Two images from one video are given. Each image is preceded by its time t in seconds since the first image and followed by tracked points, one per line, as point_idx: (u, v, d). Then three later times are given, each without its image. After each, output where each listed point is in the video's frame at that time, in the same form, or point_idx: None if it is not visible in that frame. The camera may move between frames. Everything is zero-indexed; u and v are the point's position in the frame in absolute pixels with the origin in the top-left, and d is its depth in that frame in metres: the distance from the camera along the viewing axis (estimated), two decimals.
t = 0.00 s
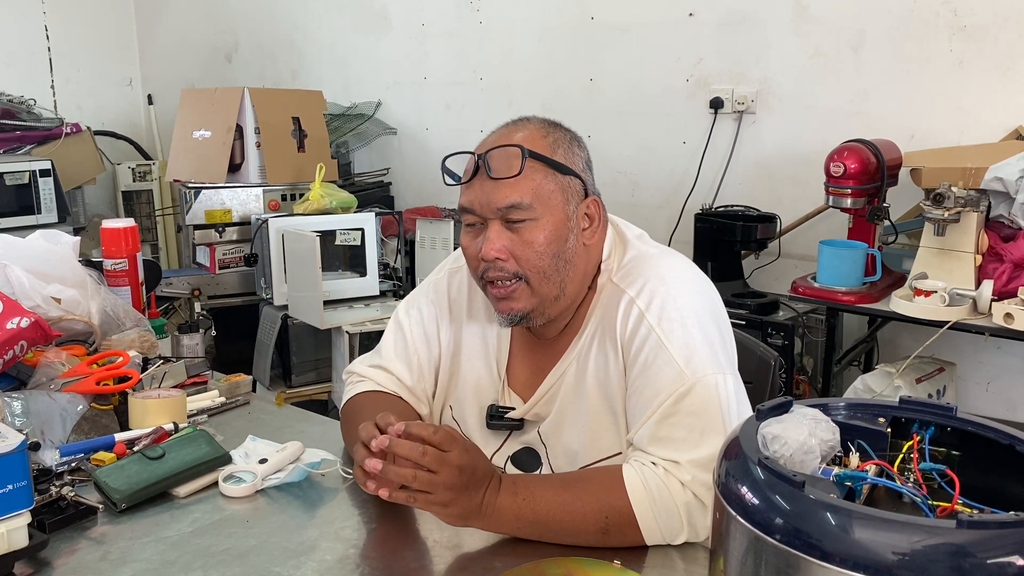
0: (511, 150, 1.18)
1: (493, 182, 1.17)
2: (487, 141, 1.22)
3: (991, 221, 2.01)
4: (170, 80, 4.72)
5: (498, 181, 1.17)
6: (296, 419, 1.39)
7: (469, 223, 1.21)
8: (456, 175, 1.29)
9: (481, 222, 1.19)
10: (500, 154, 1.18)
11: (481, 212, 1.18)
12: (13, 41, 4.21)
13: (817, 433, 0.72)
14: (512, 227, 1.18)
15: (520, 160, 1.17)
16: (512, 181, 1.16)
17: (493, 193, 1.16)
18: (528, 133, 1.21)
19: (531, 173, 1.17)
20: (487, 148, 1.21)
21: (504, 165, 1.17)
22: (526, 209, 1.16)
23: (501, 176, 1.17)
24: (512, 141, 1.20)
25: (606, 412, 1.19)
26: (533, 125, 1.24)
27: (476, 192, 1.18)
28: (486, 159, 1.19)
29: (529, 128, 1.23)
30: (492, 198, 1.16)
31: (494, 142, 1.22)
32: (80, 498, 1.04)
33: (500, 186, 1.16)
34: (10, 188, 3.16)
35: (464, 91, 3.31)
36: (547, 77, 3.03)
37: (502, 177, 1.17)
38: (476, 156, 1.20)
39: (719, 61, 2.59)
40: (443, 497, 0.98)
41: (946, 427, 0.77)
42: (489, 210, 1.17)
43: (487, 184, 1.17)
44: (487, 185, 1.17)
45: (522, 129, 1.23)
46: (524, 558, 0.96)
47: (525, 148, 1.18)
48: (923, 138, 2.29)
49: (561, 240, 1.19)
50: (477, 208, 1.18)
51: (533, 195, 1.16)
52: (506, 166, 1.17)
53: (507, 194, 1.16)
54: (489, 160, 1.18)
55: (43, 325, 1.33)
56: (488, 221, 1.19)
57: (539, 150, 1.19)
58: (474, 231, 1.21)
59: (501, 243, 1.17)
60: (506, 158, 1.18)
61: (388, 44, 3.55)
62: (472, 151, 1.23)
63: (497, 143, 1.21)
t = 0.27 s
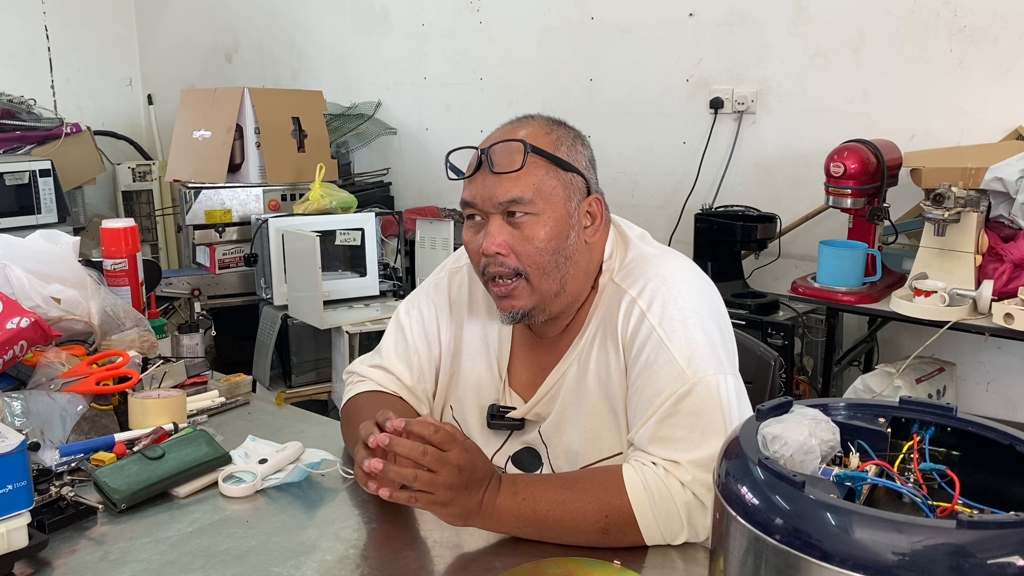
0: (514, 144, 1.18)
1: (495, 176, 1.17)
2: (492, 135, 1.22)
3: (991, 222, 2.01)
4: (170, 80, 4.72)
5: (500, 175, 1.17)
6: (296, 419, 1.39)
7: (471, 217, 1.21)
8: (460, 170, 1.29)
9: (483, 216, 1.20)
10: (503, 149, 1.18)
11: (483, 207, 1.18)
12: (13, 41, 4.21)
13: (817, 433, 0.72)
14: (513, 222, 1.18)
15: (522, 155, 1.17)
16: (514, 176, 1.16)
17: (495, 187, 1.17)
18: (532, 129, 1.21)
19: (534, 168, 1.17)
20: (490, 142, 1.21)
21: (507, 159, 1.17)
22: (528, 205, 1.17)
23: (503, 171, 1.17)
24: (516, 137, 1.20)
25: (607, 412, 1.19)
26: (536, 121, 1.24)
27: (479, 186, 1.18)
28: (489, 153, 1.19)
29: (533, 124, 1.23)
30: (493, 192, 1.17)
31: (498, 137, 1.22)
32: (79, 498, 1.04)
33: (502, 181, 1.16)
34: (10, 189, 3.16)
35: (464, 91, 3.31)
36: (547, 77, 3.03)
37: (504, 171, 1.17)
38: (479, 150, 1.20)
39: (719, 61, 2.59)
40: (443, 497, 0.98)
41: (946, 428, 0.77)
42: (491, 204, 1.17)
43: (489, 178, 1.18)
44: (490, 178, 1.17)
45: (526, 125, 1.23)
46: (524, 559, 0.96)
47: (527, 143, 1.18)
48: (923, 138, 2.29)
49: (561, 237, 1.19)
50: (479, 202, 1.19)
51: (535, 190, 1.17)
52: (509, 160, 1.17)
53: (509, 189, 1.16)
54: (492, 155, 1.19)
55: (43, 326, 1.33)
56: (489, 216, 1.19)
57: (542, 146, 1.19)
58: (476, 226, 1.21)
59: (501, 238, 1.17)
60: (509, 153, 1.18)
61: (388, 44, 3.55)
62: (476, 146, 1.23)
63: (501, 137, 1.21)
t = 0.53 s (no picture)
0: (503, 144, 1.18)
1: (484, 176, 1.18)
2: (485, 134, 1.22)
3: (991, 222, 2.01)
4: (170, 80, 4.72)
5: (488, 175, 1.18)
6: (296, 419, 1.39)
7: (464, 218, 1.23)
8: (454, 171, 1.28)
9: (474, 216, 1.21)
10: (492, 149, 1.19)
11: (473, 207, 1.19)
12: (13, 41, 4.21)
13: (817, 433, 0.72)
14: (503, 221, 1.18)
15: (510, 155, 1.18)
16: (502, 176, 1.17)
17: (483, 187, 1.17)
18: (525, 130, 1.22)
19: (522, 167, 1.17)
20: (481, 143, 1.22)
21: (496, 159, 1.18)
22: (516, 204, 1.17)
23: (491, 171, 1.18)
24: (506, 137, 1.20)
25: (607, 413, 1.19)
26: (530, 122, 1.24)
27: (469, 187, 1.20)
28: (479, 154, 1.20)
29: (526, 125, 1.23)
30: (481, 192, 1.18)
31: (489, 138, 1.23)
32: (79, 498, 1.04)
33: (490, 181, 1.17)
34: (10, 189, 3.16)
35: (464, 91, 3.31)
36: (547, 77, 3.03)
37: (492, 172, 1.18)
38: (470, 152, 1.21)
39: (719, 61, 2.59)
40: (443, 498, 0.98)
41: (946, 428, 0.77)
42: (480, 204, 1.18)
43: (479, 179, 1.19)
44: (479, 179, 1.18)
45: (518, 126, 1.23)
46: (523, 559, 0.96)
47: (516, 143, 1.18)
48: (923, 139, 2.29)
49: (551, 235, 1.19)
50: (469, 202, 1.20)
51: (523, 190, 1.17)
52: (497, 160, 1.18)
53: (496, 189, 1.17)
54: (482, 155, 1.20)
55: (43, 326, 1.33)
56: (480, 216, 1.20)
57: (532, 145, 1.20)
58: (469, 225, 1.22)
59: (491, 238, 1.18)
60: (497, 153, 1.18)
61: (388, 44, 3.55)
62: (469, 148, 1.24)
63: (492, 138, 1.22)
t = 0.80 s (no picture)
0: (500, 145, 1.19)
1: (481, 177, 1.18)
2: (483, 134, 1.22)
3: (991, 222, 2.01)
4: (170, 80, 4.72)
5: (486, 175, 1.18)
6: (296, 419, 1.39)
7: (462, 218, 1.23)
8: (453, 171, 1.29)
9: (472, 217, 1.21)
10: (489, 149, 1.19)
11: (471, 207, 1.19)
12: (13, 41, 4.21)
13: (817, 434, 0.72)
14: (500, 222, 1.18)
15: (508, 155, 1.18)
16: (499, 176, 1.17)
17: (481, 187, 1.18)
18: (522, 130, 1.22)
19: (519, 168, 1.17)
20: (479, 144, 1.22)
21: (493, 159, 1.18)
22: (514, 204, 1.17)
23: (489, 172, 1.18)
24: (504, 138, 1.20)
25: (606, 413, 1.19)
26: (527, 122, 1.24)
27: (467, 187, 1.20)
28: (476, 154, 1.20)
29: (524, 125, 1.23)
30: (479, 192, 1.18)
31: (486, 138, 1.23)
32: (79, 498, 1.04)
33: (488, 182, 1.17)
34: (11, 189, 3.16)
35: (464, 91, 3.31)
36: (547, 77, 3.03)
37: (490, 172, 1.18)
38: (468, 152, 1.22)
39: (719, 61, 2.59)
40: (443, 497, 0.98)
41: (946, 428, 0.77)
42: (478, 205, 1.18)
43: (476, 179, 1.19)
44: (476, 179, 1.18)
45: (516, 126, 1.23)
46: (523, 559, 0.96)
47: (513, 143, 1.19)
48: (923, 139, 2.29)
49: (549, 235, 1.19)
50: (467, 202, 1.20)
51: (520, 190, 1.17)
52: (494, 160, 1.18)
53: (494, 189, 1.17)
54: (479, 156, 1.20)
55: (43, 326, 1.33)
56: (477, 216, 1.20)
57: (529, 146, 1.20)
58: (467, 226, 1.22)
59: (489, 238, 1.18)
60: (494, 154, 1.19)
61: (388, 44, 3.55)
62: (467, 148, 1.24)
63: (489, 138, 1.22)
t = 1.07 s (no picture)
0: (501, 146, 1.19)
1: (482, 178, 1.18)
2: (484, 135, 1.22)
3: (991, 222, 2.01)
4: (170, 80, 4.72)
5: (487, 176, 1.18)
6: (296, 419, 1.39)
7: (463, 220, 1.23)
8: (454, 172, 1.29)
9: (473, 218, 1.21)
10: (491, 150, 1.19)
11: (472, 208, 1.19)
12: (13, 41, 4.22)
13: (817, 434, 0.72)
14: (502, 223, 1.18)
15: (509, 156, 1.18)
16: (501, 177, 1.17)
17: (482, 188, 1.18)
18: (523, 131, 1.22)
19: (521, 169, 1.17)
20: (480, 145, 1.22)
21: (494, 161, 1.18)
22: (515, 205, 1.17)
23: (490, 173, 1.18)
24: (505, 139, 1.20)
25: (606, 413, 1.19)
26: (528, 123, 1.24)
27: (468, 189, 1.20)
28: (477, 155, 1.20)
29: (524, 126, 1.23)
30: (480, 194, 1.18)
31: (487, 139, 1.23)
32: (79, 498, 1.04)
33: (489, 183, 1.17)
34: (11, 189, 3.16)
35: (464, 91, 3.31)
36: (547, 77, 3.03)
37: (491, 173, 1.18)
38: (469, 153, 1.22)
39: (719, 61, 2.59)
40: (443, 497, 0.97)
41: (946, 428, 0.77)
42: (479, 206, 1.18)
43: (477, 181, 1.19)
44: (478, 180, 1.18)
45: (517, 127, 1.23)
46: (522, 560, 0.96)
47: (514, 144, 1.19)
48: (923, 139, 2.29)
49: (550, 237, 1.19)
50: (468, 203, 1.20)
51: (521, 191, 1.17)
52: (496, 161, 1.18)
53: (495, 190, 1.17)
54: (480, 157, 1.20)
55: (43, 326, 1.33)
56: (478, 217, 1.20)
57: (530, 147, 1.20)
58: (468, 227, 1.22)
59: (490, 239, 1.18)
60: (495, 155, 1.19)
61: (388, 44, 3.55)
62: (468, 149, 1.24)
63: (490, 139, 1.22)
